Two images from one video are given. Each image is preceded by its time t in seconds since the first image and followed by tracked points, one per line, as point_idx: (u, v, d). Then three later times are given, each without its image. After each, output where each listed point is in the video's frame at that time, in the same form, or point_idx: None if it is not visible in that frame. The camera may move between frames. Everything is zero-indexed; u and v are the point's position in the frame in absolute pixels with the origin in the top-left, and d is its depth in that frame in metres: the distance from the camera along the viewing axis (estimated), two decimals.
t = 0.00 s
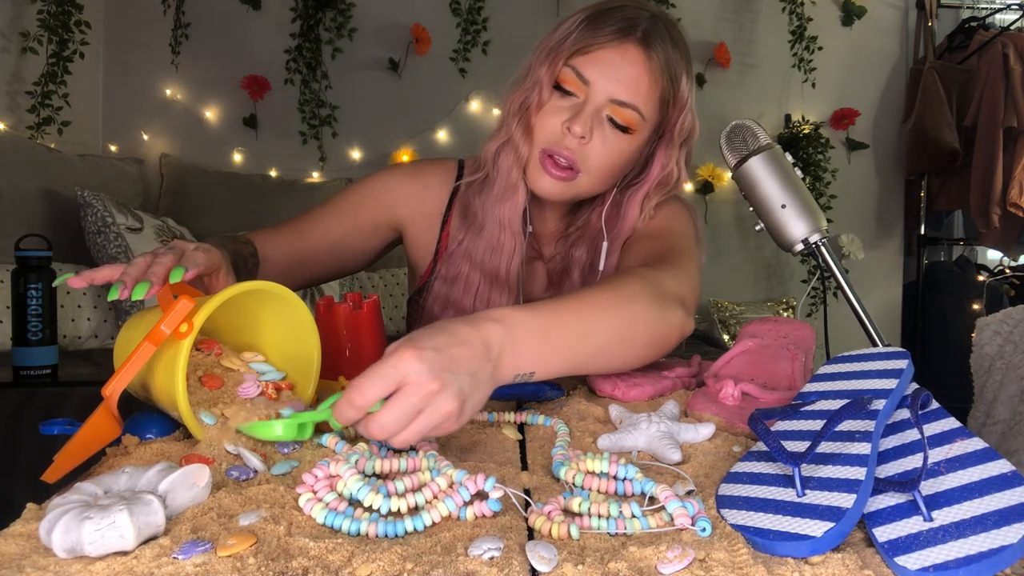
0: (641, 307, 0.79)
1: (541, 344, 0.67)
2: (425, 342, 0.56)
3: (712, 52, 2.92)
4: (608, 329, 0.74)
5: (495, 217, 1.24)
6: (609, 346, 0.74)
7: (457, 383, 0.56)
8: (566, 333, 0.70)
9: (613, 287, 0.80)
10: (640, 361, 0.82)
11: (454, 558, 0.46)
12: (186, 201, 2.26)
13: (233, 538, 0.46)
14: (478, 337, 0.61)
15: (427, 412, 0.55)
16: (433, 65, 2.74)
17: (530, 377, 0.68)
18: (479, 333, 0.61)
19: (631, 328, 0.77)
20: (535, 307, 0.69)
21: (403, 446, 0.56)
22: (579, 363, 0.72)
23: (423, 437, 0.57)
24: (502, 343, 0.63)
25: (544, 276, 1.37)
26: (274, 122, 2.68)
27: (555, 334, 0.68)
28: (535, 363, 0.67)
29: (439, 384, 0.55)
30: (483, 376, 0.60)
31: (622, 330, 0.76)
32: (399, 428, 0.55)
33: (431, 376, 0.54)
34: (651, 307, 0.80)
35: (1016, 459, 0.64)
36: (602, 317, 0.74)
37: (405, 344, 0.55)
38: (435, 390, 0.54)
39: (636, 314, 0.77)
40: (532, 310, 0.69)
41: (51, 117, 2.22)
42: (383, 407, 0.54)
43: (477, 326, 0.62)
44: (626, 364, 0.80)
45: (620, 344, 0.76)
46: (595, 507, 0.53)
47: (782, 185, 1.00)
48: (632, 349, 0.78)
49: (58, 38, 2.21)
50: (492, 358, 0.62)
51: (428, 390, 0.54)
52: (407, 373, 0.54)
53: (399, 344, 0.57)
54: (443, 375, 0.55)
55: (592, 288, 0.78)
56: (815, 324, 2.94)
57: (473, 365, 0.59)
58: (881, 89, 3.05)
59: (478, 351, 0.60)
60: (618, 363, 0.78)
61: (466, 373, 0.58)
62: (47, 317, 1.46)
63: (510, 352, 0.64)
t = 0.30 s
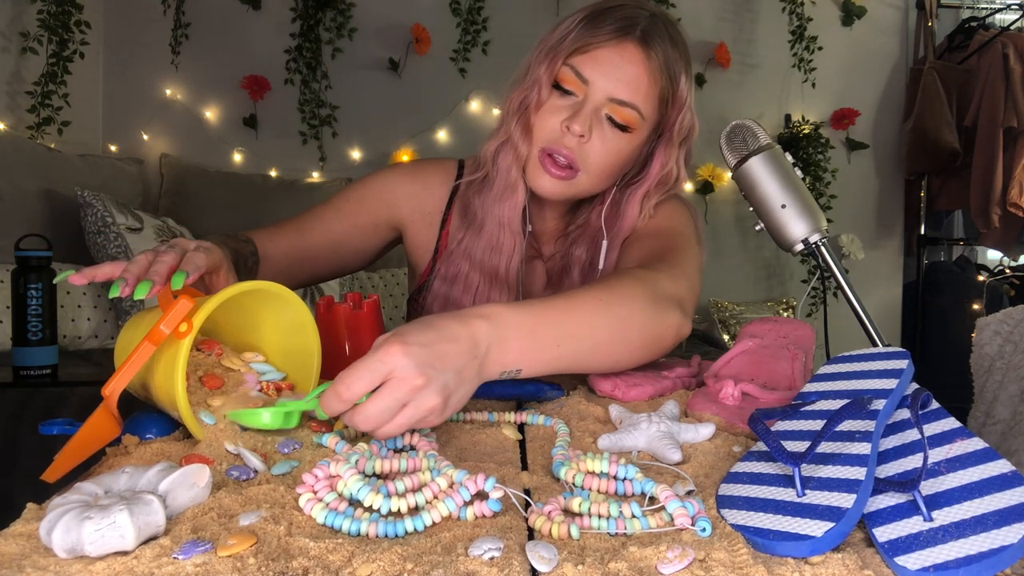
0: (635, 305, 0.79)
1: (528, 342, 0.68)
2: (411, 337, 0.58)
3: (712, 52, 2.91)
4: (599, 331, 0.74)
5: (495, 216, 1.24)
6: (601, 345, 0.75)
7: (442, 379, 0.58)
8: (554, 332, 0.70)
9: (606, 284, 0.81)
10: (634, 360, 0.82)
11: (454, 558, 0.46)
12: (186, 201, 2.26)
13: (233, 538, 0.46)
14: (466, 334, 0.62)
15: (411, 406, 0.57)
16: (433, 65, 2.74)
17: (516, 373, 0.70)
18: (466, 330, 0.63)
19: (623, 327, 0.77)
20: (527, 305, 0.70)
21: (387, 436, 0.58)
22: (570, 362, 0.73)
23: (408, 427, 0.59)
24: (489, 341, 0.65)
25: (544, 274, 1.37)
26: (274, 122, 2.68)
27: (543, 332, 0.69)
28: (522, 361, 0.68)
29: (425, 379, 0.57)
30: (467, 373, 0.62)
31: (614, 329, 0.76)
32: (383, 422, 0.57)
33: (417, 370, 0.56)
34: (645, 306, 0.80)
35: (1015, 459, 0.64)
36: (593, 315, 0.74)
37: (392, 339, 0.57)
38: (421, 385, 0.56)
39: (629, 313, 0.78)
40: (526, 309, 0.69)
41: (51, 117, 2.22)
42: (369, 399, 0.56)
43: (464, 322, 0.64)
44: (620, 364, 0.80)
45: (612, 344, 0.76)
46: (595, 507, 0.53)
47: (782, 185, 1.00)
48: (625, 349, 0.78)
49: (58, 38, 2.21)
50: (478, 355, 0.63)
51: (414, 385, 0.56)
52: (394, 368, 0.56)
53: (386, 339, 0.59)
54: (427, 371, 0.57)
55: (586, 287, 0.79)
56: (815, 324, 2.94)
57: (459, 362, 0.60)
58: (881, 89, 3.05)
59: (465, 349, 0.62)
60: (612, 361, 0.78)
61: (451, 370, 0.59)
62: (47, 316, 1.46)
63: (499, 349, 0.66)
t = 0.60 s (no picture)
0: (620, 309, 0.80)
1: (507, 349, 0.70)
2: (388, 349, 0.60)
3: (712, 52, 2.91)
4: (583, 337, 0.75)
5: (495, 215, 1.23)
6: (584, 349, 0.75)
7: (414, 393, 0.61)
8: (534, 339, 0.71)
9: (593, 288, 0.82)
10: (625, 362, 0.82)
11: (454, 558, 0.46)
12: (186, 201, 2.26)
13: (233, 538, 0.46)
14: (443, 345, 0.64)
15: (382, 414, 0.61)
16: (433, 65, 2.74)
17: (495, 377, 0.72)
18: (444, 340, 0.65)
19: (609, 331, 0.77)
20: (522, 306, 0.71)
21: (363, 438, 0.63)
22: (551, 365, 0.74)
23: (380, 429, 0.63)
24: (467, 351, 0.67)
25: (544, 274, 1.37)
26: (274, 122, 2.68)
27: (522, 339, 0.71)
28: (499, 368, 0.70)
29: (396, 394, 0.60)
30: (442, 382, 0.65)
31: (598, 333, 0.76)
32: (355, 426, 0.61)
33: (390, 387, 0.59)
34: (631, 310, 0.80)
35: (1016, 459, 0.64)
36: (576, 320, 0.75)
37: (368, 353, 0.59)
38: (391, 399, 0.59)
39: (614, 317, 0.78)
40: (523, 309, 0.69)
41: (51, 117, 2.22)
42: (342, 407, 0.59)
43: (444, 332, 0.66)
44: (607, 365, 0.80)
45: (596, 347, 0.77)
46: (595, 507, 0.53)
47: (782, 185, 1.00)
48: (610, 351, 0.78)
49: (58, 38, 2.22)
50: (454, 363, 0.65)
51: (385, 398, 0.59)
52: (367, 382, 0.59)
53: (365, 348, 0.61)
54: (401, 386, 0.60)
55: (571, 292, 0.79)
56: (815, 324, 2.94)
57: (433, 374, 0.63)
58: (881, 89, 3.05)
59: (440, 360, 0.64)
60: (596, 364, 0.79)
61: (423, 383, 0.62)
62: (47, 316, 1.46)
63: (475, 358, 0.68)
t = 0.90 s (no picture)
0: (612, 309, 0.79)
1: (498, 352, 0.70)
2: (382, 353, 0.60)
3: (712, 52, 2.91)
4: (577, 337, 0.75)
5: (494, 214, 1.23)
6: (577, 350, 0.75)
7: (406, 398, 0.61)
8: (526, 340, 0.71)
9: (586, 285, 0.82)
10: (619, 361, 0.82)
11: (454, 559, 0.46)
12: (186, 201, 2.26)
13: (233, 538, 0.46)
14: (435, 349, 0.64)
15: (373, 417, 0.61)
16: (433, 65, 2.74)
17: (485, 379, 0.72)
18: (435, 344, 0.65)
19: (603, 332, 0.77)
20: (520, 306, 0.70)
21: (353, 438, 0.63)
22: (543, 364, 0.74)
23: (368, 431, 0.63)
24: (458, 355, 0.67)
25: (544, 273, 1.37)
26: (274, 122, 2.68)
27: (514, 341, 0.70)
28: (489, 370, 0.70)
29: (387, 399, 0.60)
30: (433, 387, 0.65)
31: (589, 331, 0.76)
32: (344, 428, 0.61)
33: (382, 391, 0.59)
34: (625, 311, 0.80)
35: (1016, 459, 0.64)
36: (570, 322, 0.75)
37: (361, 356, 0.60)
38: (382, 403, 0.60)
39: (605, 318, 0.78)
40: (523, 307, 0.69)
41: (50, 117, 2.22)
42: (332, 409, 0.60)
43: (436, 336, 0.65)
44: (604, 362, 0.80)
45: (588, 347, 0.76)
46: (595, 507, 0.53)
47: (782, 185, 1.00)
48: (604, 350, 0.78)
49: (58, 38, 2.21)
50: (444, 369, 0.65)
51: (376, 402, 0.60)
52: (359, 385, 0.59)
53: (358, 351, 0.62)
54: (393, 391, 0.60)
55: (565, 293, 0.79)
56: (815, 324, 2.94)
57: (425, 378, 0.63)
58: (881, 89, 3.05)
59: (432, 363, 0.64)
60: (589, 364, 0.79)
61: (415, 388, 0.62)
62: (47, 316, 1.45)
63: (465, 363, 0.68)
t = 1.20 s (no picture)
0: (619, 310, 0.80)
1: (507, 352, 0.69)
2: (401, 351, 0.59)
3: (712, 51, 2.91)
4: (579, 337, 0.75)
5: (493, 213, 1.23)
6: (583, 349, 0.76)
7: (423, 397, 0.60)
8: (534, 339, 0.71)
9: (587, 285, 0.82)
10: (622, 360, 0.83)
11: (454, 558, 0.46)
12: (186, 201, 2.26)
13: (233, 538, 0.46)
14: (449, 348, 0.64)
15: (390, 416, 0.59)
16: (433, 65, 2.74)
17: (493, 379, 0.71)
18: (450, 342, 0.64)
19: (608, 332, 0.78)
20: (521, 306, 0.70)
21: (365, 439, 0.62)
22: (549, 363, 0.74)
23: (382, 432, 0.62)
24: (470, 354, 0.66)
25: (543, 272, 1.37)
26: (274, 122, 2.68)
27: (522, 342, 0.70)
28: (498, 370, 0.70)
29: (406, 397, 0.58)
30: (446, 386, 0.64)
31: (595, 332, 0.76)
32: (359, 426, 0.59)
33: (402, 389, 0.58)
34: (630, 310, 0.80)
35: (1016, 458, 0.64)
36: (577, 322, 0.75)
37: (382, 353, 0.58)
38: (402, 401, 0.58)
39: (612, 318, 0.78)
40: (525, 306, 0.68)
41: (51, 117, 2.22)
42: (350, 405, 0.58)
43: (451, 334, 0.65)
44: (604, 362, 0.80)
45: (593, 347, 0.77)
46: (595, 507, 0.53)
47: (782, 184, 1.00)
48: (607, 350, 0.78)
49: (58, 38, 2.22)
50: (457, 368, 0.64)
51: (396, 400, 0.58)
52: (380, 382, 0.57)
53: (377, 348, 0.60)
54: (412, 389, 0.59)
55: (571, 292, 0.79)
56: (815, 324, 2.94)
57: (440, 377, 0.62)
58: (881, 88, 3.05)
59: (447, 362, 0.63)
60: (593, 363, 0.79)
61: (432, 387, 0.61)
62: (47, 316, 1.45)
63: (476, 362, 0.67)
